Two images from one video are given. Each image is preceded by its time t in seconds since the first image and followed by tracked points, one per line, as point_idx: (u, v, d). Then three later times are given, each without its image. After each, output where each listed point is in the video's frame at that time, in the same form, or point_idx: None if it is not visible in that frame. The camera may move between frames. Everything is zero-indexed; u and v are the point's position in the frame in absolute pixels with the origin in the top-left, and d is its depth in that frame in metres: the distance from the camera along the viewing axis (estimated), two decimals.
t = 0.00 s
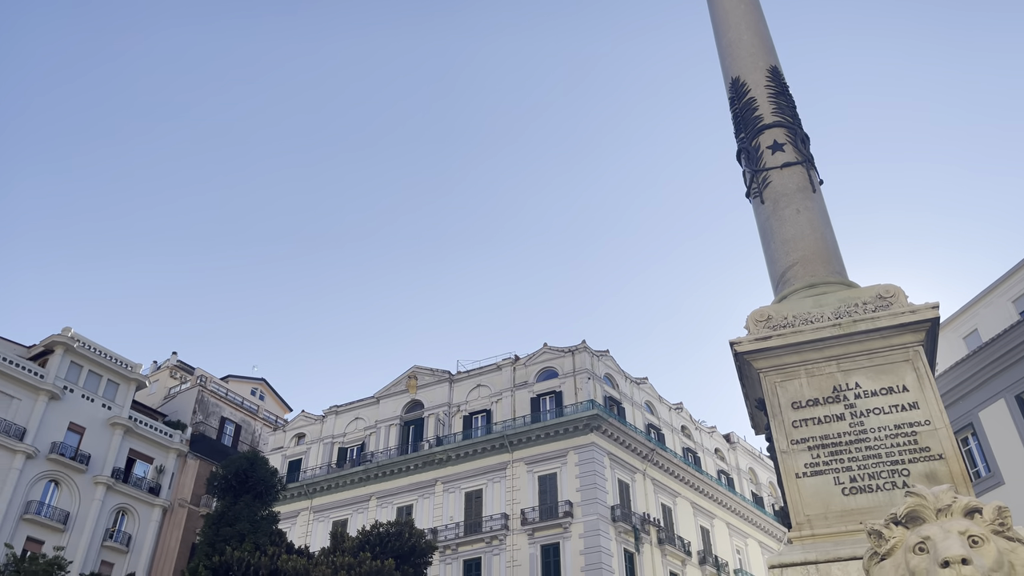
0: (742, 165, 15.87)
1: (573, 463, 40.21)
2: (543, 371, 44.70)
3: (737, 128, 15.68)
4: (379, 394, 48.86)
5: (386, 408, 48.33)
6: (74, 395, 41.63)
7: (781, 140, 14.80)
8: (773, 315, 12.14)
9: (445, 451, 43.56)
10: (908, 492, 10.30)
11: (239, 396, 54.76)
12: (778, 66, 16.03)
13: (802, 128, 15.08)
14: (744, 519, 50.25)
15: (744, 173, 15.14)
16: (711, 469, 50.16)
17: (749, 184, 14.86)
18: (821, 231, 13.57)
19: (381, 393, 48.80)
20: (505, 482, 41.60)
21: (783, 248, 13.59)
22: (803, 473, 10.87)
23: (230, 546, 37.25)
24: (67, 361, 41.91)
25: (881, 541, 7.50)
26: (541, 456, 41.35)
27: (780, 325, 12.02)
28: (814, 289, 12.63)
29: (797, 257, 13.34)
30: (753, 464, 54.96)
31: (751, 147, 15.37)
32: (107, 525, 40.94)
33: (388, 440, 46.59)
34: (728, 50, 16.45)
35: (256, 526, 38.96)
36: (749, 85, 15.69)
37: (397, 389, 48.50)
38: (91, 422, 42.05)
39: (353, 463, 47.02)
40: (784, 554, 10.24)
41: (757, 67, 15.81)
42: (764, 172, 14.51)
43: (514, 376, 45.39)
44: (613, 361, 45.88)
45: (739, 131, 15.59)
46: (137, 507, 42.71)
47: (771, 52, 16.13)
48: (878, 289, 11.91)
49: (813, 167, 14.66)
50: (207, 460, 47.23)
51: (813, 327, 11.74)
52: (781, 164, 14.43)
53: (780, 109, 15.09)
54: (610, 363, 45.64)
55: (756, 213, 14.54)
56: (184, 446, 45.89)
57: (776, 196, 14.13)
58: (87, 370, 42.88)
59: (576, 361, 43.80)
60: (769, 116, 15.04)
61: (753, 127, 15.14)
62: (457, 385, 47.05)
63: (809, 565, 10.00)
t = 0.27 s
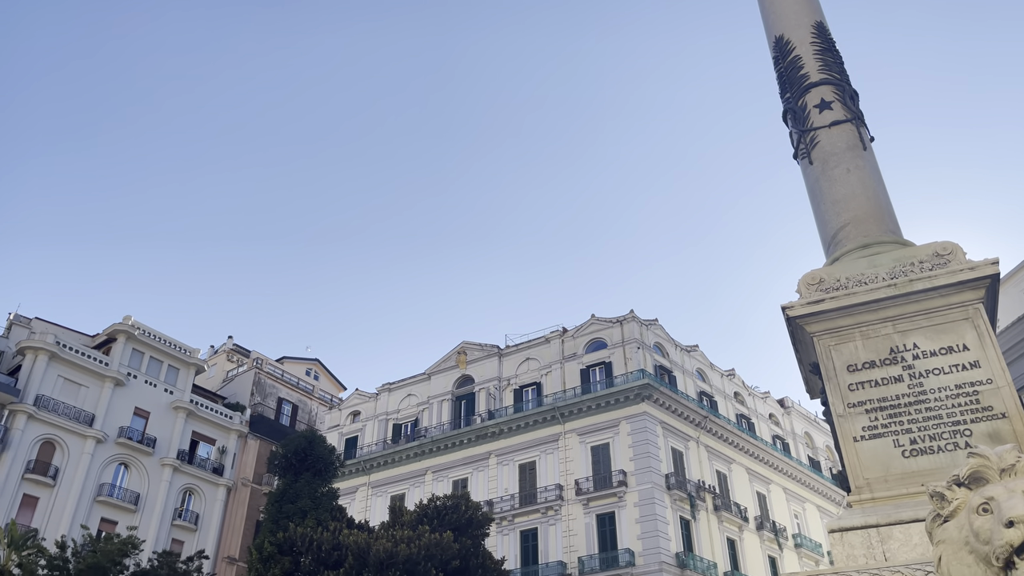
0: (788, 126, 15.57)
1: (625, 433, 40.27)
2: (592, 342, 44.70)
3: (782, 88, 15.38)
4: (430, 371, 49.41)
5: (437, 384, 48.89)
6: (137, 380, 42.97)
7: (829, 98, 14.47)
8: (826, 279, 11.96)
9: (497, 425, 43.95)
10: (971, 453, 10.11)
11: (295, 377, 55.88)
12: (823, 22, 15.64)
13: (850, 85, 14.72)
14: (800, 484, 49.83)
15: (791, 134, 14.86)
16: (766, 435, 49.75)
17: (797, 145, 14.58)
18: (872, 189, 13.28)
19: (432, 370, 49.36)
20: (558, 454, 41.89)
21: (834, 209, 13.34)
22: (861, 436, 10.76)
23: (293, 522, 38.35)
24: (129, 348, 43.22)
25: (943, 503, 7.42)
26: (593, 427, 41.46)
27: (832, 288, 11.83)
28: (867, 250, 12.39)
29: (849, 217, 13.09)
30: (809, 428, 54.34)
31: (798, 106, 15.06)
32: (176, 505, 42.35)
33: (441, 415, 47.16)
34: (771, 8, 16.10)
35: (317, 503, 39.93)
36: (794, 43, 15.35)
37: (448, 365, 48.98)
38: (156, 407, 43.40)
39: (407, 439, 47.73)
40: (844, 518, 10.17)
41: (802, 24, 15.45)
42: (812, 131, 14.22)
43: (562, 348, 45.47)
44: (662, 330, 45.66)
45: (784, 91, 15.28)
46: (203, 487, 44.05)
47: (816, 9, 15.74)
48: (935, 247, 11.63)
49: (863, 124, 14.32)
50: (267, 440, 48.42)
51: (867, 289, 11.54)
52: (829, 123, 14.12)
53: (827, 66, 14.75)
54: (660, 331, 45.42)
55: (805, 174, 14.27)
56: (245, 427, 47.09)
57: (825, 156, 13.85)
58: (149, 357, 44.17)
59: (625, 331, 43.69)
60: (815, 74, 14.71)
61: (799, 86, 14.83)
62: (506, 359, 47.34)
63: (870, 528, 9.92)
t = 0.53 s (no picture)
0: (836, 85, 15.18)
1: (676, 403, 40.13)
2: (640, 313, 44.45)
3: (829, 46, 14.98)
4: (479, 347, 49.71)
5: (486, 360, 49.19)
6: (195, 365, 44.08)
7: (878, 53, 14.07)
8: (879, 240, 11.70)
9: (547, 398, 44.13)
10: None
11: (346, 356, 56.76)
12: None
13: (900, 39, 14.29)
14: (857, 449, 49.14)
15: (840, 92, 14.49)
16: (820, 400, 49.09)
17: (846, 104, 14.21)
18: (926, 146, 12.92)
19: (480, 346, 49.64)
20: (609, 425, 41.95)
21: (886, 168, 13.01)
22: (921, 399, 10.56)
23: (351, 499, 39.26)
24: (186, 334, 44.30)
25: (1008, 465, 7.27)
26: (643, 398, 41.38)
27: (886, 249, 11.58)
28: (922, 209, 12.08)
29: (902, 176, 12.76)
30: (864, 393, 53.46)
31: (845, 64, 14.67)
32: (238, 484, 43.52)
33: (491, 390, 47.49)
34: None
35: (374, 480, 40.69)
36: None
37: (495, 340, 49.20)
38: (214, 390, 44.51)
39: (459, 414, 48.22)
40: (905, 483, 10.03)
41: None
42: (862, 89, 13.85)
43: (610, 320, 45.31)
44: (711, 298, 45.20)
45: (831, 49, 14.89)
46: (263, 466, 45.14)
47: None
48: (994, 204, 11.28)
49: (915, 79, 13.90)
50: (322, 419, 49.37)
51: (923, 249, 11.26)
52: (880, 79, 13.73)
53: (875, 21, 14.33)
54: (708, 300, 44.96)
55: (855, 133, 13.92)
56: (300, 408, 48.06)
57: (875, 114, 13.49)
58: (206, 342, 45.24)
59: (673, 301, 43.34)
60: (864, 30, 14.31)
61: (846, 42, 14.44)
62: (553, 333, 47.36)
63: (932, 492, 9.78)
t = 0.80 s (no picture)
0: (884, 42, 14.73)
1: (726, 373, 39.81)
2: (687, 283, 44.02)
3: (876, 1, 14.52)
4: (524, 323, 49.81)
5: (532, 336, 49.27)
6: (248, 349, 44.99)
7: (929, 7, 13.60)
8: (934, 200, 11.38)
9: (595, 372, 44.13)
10: None
11: (394, 336, 57.39)
12: None
13: None
14: (913, 415, 48.23)
15: (888, 50, 14.06)
16: (874, 366, 48.22)
17: (895, 61, 13.79)
18: (982, 101, 12.49)
19: (526, 322, 49.72)
20: (659, 397, 41.81)
21: (939, 126, 12.62)
22: (982, 361, 10.31)
23: (404, 475, 39.92)
24: (238, 319, 45.19)
25: None
26: (692, 368, 41.10)
27: (942, 209, 11.25)
28: (979, 166, 11.70)
29: (957, 133, 12.37)
30: (920, 357, 52.36)
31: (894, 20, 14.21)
32: (294, 464, 44.46)
33: (538, 365, 47.64)
34: None
35: (426, 456, 41.25)
36: None
37: (541, 316, 49.23)
38: (267, 373, 45.42)
39: (507, 390, 48.48)
40: (967, 447, 9.82)
41: None
42: (912, 45, 13.41)
43: (656, 292, 44.96)
44: (759, 267, 44.55)
45: (879, 5, 14.43)
46: (317, 446, 46.02)
47: None
48: None
49: (967, 32, 13.43)
50: (373, 398, 50.08)
51: (981, 207, 10.92)
52: (931, 34, 13.28)
53: None
54: (756, 268, 44.33)
55: (906, 91, 13.51)
56: (351, 388, 48.80)
57: (927, 70, 13.07)
58: (258, 325, 46.10)
59: (720, 270, 42.83)
60: None
61: None
62: (599, 307, 47.20)
63: (995, 455, 9.57)
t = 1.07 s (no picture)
0: None
1: (775, 344, 39.33)
2: (732, 255, 43.46)
3: None
4: (568, 299, 49.72)
5: (576, 312, 49.18)
6: (297, 332, 45.71)
7: None
8: (990, 159, 11.04)
9: (641, 347, 43.95)
10: None
11: (439, 316, 57.77)
12: None
13: None
14: (971, 382, 47.11)
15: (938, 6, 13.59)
16: (928, 333, 47.16)
17: (945, 17, 13.33)
18: None
19: (570, 298, 49.63)
20: (706, 370, 41.51)
21: (993, 83, 12.20)
22: None
23: (454, 454, 40.38)
24: (286, 304, 45.91)
25: None
26: (740, 340, 40.65)
27: (999, 169, 10.90)
28: None
29: (1012, 90, 11.95)
30: (976, 322, 51.02)
31: None
32: (346, 444, 45.21)
33: (583, 341, 47.59)
34: None
35: (475, 434, 41.59)
36: None
37: (585, 292, 49.09)
38: (317, 355, 46.13)
39: (553, 367, 48.56)
40: None
41: None
42: None
43: (701, 265, 44.48)
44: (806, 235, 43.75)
45: None
46: (368, 426, 46.69)
47: None
48: None
49: None
50: (421, 378, 50.57)
51: None
52: None
53: None
54: (803, 236, 43.55)
55: (957, 48, 13.07)
56: (399, 368, 49.33)
57: (979, 26, 12.63)
58: (305, 310, 46.77)
59: (766, 240, 42.20)
60: None
61: None
62: (643, 281, 46.89)
63: None
